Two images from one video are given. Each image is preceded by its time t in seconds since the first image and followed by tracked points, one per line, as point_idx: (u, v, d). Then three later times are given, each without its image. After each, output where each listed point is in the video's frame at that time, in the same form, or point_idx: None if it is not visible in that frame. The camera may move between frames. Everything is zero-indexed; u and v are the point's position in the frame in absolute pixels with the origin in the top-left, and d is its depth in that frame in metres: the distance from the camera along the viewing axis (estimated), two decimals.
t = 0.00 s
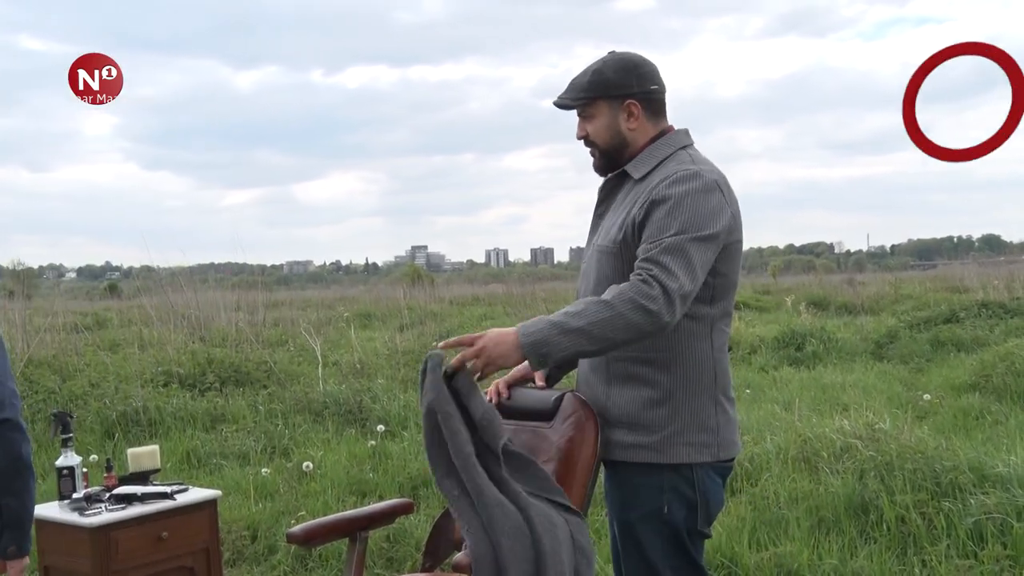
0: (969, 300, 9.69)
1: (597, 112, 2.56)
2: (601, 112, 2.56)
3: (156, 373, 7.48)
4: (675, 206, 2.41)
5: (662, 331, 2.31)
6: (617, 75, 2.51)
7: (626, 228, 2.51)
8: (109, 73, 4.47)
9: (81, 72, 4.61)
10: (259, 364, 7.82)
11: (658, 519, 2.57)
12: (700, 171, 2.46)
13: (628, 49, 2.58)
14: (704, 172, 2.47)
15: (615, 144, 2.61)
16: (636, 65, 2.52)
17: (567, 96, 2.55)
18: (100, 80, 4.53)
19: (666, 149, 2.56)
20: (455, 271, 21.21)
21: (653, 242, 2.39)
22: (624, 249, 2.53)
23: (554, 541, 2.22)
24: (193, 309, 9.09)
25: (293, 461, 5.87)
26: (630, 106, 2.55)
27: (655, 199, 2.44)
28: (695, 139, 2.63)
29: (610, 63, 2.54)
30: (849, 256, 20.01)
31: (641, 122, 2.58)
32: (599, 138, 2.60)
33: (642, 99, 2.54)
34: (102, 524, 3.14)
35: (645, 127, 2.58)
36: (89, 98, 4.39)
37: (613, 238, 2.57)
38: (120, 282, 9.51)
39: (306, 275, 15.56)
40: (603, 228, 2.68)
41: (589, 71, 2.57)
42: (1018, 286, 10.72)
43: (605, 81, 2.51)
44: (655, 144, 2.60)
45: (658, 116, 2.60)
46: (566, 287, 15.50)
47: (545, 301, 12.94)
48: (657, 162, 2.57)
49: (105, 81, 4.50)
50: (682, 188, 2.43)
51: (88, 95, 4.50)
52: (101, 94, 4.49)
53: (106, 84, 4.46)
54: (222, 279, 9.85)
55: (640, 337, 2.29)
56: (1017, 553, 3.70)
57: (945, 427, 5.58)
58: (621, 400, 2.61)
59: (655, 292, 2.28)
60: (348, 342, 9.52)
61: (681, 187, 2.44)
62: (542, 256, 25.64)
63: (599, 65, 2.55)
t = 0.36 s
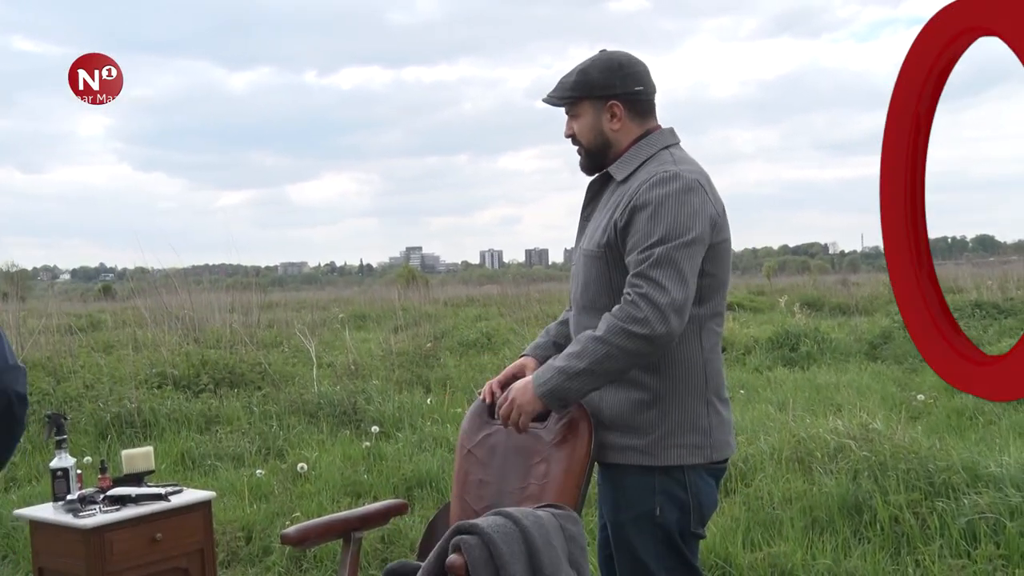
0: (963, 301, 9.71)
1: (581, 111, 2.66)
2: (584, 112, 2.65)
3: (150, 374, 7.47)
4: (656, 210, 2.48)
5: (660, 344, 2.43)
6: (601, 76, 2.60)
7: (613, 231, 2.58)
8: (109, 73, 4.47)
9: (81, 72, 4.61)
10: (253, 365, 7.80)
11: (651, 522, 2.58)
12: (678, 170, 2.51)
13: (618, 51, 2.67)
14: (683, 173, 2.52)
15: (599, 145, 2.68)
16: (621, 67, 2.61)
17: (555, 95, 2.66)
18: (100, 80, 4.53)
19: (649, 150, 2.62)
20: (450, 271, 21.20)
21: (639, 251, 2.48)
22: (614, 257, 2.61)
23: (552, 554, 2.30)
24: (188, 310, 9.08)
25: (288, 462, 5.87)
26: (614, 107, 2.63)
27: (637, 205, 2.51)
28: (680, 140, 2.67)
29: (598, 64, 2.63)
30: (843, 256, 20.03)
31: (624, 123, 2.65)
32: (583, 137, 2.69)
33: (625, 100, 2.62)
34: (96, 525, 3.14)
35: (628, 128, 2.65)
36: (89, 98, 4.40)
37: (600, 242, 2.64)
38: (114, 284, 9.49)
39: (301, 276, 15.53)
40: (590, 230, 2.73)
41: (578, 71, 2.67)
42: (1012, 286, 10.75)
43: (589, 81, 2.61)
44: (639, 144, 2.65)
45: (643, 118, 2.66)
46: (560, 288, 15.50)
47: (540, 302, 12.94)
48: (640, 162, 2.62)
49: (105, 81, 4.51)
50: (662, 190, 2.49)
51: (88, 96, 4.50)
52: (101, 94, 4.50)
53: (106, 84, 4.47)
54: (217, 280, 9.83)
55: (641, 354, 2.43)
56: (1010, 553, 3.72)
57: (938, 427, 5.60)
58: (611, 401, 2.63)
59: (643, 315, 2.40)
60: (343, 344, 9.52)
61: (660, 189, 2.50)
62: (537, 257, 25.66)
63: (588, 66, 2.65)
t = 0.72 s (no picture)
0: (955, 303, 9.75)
1: (560, 114, 2.69)
2: (563, 115, 2.68)
3: (142, 372, 7.45)
4: (651, 210, 2.49)
5: (675, 343, 2.46)
6: (582, 78, 2.63)
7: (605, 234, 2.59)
8: (109, 73, 4.46)
9: (81, 72, 4.60)
10: (246, 364, 7.79)
11: (646, 520, 2.57)
12: (669, 170, 2.54)
13: (601, 54, 2.70)
14: (670, 172, 2.54)
15: (577, 147, 2.71)
16: (603, 71, 2.64)
17: (537, 96, 2.70)
18: (100, 80, 4.52)
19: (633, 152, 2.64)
20: (444, 271, 21.18)
21: (640, 253, 2.49)
22: (608, 260, 2.61)
23: (541, 556, 2.30)
24: (181, 309, 9.06)
25: (281, 461, 5.86)
26: (593, 110, 2.66)
27: (633, 206, 2.52)
28: (659, 142, 2.70)
29: (581, 66, 2.66)
30: (836, 258, 20.08)
31: (603, 128, 2.67)
32: (562, 140, 2.72)
33: (604, 104, 2.65)
34: (87, 524, 3.13)
35: (608, 132, 2.67)
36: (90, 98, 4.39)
37: (590, 245, 2.64)
38: (107, 282, 9.47)
39: (295, 275, 15.51)
40: (576, 233, 2.73)
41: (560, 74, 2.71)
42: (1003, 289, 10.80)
43: (569, 83, 2.64)
44: (621, 147, 2.68)
45: (624, 122, 2.69)
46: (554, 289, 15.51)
47: (534, 302, 12.94)
48: (625, 165, 2.64)
49: (105, 81, 4.49)
50: (656, 190, 2.51)
51: (88, 96, 4.49)
52: (102, 94, 4.49)
53: (107, 84, 4.46)
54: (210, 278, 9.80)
55: (658, 354, 2.46)
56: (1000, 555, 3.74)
57: (930, 429, 5.62)
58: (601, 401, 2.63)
59: (658, 319, 2.42)
60: (336, 343, 9.51)
61: (655, 190, 2.51)
62: (530, 257, 25.68)
63: (571, 68, 2.68)
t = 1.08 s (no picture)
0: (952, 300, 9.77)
1: (528, 126, 2.82)
2: (532, 126, 2.82)
3: (140, 371, 7.44)
4: (613, 209, 2.63)
5: (631, 335, 2.59)
6: (547, 91, 2.77)
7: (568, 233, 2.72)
8: (109, 73, 4.45)
9: (81, 72, 4.59)
10: (244, 363, 7.78)
11: (609, 509, 2.67)
12: (631, 174, 2.68)
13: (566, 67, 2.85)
14: (630, 176, 2.68)
15: (546, 157, 2.85)
16: (567, 83, 2.77)
17: (504, 108, 2.83)
18: (100, 80, 4.51)
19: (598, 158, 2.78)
20: (440, 270, 21.13)
21: (601, 248, 2.63)
22: (569, 257, 2.74)
23: (541, 554, 2.30)
24: (178, 308, 9.05)
25: (279, 459, 5.85)
26: (560, 121, 2.80)
27: (595, 206, 2.65)
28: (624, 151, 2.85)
29: (545, 78, 2.80)
30: (833, 256, 20.08)
31: (569, 137, 2.81)
32: (531, 149, 2.86)
33: (570, 115, 2.79)
34: (85, 522, 3.13)
35: (574, 141, 2.82)
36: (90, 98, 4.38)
37: (554, 243, 2.77)
38: (103, 281, 9.45)
39: (292, 274, 15.47)
40: (541, 233, 2.86)
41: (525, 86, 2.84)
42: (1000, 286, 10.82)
43: (535, 97, 2.77)
44: (587, 154, 2.82)
45: (588, 131, 2.84)
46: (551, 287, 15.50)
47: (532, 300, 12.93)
48: (590, 170, 2.78)
49: (105, 81, 4.49)
50: (618, 192, 2.65)
51: (88, 96, 4.48)
52: (102, 94, 4.49)
53: (107, 84, 4.46)
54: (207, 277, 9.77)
55: (614, 344, 2.59)
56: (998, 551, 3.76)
57: (928, 425, 5.64)
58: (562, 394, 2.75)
59: (616, 311, 2.54)
60: (333, 341, 9.50)
61: (616, 191, 2.65)
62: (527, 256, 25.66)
63: (536, 80, 2.82)
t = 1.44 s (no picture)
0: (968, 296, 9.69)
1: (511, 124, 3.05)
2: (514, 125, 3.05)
3: (153, 367, 7.47)
4: (575, 207, 2.84)
5: (587, 325, 2.80)
6: (528, 92, 3.01)
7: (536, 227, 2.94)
8: (109, 73, 4.45)
9: (81, 72, 4.59)
10: (255, 360, 7.79)
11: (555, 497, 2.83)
12: (594, 173, 2.87)
13: (549, 72, 3.07)
14: (596, 175, 2.88)
15: (527, 153, 3.06)
16: (547, 85, 3.01)
17: (489, 108, 3.09)
18: (100, 80, 4.51)
19: (571, 157, 2.98)
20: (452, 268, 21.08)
21: (561, 243, 2.84)
22: (539, 250, 2.96)
23: (554, 552, 2.29)
24: (190, 305, 9.07)
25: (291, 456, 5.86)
26: (539, 121, 3.02)
27: (559, 203, 2.87)
28: (600, 150, 3.03)
29: (529, 80, 3.05)
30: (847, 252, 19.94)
31: (549, 136, 3.03)
32: (514, 147, 3.08)
33: (548, 115, 3.01)
34: (99, 518, 3.14)
35: (553, 140, 3.03)
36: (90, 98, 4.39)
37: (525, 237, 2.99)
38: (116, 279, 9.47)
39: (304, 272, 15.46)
40: (517, 228, 3.09)
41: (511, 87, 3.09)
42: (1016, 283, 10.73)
43: (518, 97, 3.02)
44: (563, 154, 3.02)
45: (568, 131, 3.05)
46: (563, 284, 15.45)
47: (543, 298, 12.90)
48: (563, 168, 2.98)
49: (105, 81, 4.50)
50: (581, 190, 2.85)
51: (88, 96, 4.49)
52: (101, 94, 4.49)
53: (106, 84, 4.46)
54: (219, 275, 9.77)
55: (571, 333, 2.80)
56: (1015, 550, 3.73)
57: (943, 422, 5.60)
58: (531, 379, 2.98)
59: (568, 302, 2.76)
60: (344, 338, 9.51)
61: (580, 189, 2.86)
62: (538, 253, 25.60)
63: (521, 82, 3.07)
